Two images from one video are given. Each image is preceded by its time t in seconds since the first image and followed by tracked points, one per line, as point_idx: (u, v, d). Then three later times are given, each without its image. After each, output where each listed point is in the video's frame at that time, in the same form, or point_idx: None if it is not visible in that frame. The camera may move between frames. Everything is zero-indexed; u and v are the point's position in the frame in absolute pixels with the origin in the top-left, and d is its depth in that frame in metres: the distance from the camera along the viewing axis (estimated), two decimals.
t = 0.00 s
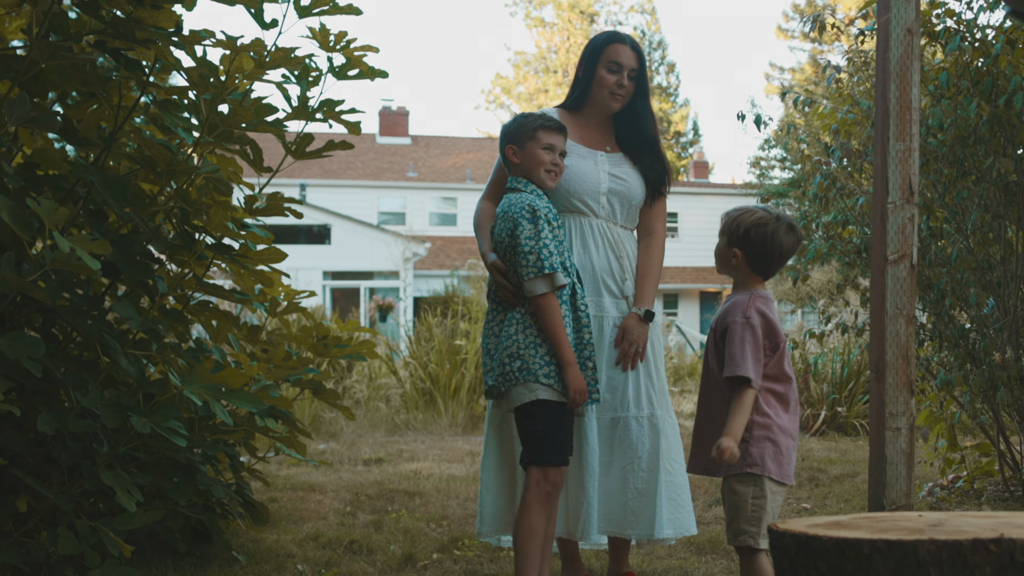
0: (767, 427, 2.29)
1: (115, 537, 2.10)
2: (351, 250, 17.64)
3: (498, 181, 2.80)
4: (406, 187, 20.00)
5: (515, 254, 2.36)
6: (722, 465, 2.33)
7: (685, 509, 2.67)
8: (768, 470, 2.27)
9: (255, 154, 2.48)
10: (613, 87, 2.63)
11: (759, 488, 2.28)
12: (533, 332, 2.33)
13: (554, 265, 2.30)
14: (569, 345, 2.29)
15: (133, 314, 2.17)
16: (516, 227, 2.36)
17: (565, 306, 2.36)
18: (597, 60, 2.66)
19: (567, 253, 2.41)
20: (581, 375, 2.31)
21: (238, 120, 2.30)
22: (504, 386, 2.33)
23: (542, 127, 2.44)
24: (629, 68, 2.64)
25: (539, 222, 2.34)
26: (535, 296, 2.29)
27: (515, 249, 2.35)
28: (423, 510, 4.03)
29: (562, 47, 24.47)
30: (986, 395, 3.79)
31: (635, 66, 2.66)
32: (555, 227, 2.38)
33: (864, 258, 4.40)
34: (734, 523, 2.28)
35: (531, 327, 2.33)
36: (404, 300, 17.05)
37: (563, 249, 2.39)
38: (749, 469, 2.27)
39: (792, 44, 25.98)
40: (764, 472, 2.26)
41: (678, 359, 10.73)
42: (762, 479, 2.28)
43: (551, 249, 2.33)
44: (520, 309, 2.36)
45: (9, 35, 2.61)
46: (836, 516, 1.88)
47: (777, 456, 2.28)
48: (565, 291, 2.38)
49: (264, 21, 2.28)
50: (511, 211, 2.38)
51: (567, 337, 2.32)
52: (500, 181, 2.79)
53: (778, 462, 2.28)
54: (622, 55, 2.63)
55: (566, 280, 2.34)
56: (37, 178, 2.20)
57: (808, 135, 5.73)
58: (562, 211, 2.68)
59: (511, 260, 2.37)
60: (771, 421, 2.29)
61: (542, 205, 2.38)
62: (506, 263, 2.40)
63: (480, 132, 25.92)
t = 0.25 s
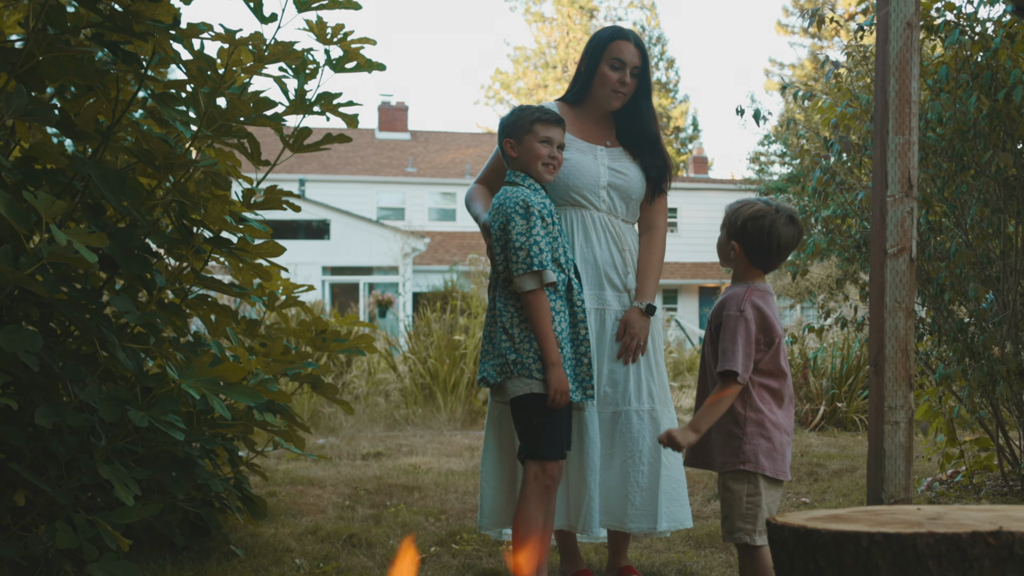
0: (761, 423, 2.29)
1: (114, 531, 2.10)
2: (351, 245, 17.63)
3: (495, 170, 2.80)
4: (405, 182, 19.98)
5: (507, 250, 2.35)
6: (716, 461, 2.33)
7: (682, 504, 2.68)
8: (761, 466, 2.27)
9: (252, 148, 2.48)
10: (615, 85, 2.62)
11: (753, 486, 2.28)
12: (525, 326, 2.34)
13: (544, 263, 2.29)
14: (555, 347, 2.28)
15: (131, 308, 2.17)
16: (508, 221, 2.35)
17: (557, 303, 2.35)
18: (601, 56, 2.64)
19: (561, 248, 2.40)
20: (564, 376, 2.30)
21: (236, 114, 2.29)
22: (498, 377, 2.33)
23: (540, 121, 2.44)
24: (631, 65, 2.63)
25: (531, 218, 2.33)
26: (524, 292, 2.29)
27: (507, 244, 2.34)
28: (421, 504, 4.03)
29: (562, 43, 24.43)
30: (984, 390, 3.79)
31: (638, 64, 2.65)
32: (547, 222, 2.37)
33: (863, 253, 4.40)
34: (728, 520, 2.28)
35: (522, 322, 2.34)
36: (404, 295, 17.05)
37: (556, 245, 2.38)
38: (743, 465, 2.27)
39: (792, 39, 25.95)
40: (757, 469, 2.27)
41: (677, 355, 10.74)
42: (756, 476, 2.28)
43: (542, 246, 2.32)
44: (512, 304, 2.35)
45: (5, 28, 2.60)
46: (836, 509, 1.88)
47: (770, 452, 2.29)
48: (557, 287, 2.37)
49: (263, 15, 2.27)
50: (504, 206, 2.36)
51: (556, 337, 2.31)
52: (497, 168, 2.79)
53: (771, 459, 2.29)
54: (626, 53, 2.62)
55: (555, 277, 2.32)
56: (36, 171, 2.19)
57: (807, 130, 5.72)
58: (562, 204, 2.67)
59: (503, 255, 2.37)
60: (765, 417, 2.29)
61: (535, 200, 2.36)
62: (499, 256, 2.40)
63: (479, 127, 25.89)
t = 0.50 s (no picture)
0: (759, 422, 2.29)
1: (113, 525, 2.10)
2: (350, 240, 17.62)
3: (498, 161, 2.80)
4: (405, 177, 19.96)
5: (502, 246, 2.36)
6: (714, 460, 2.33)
7: (679, 498, 2.69)
8: (760, 465, 2.27)
9: (251, 142, 2.47)
10: (618, 84, 2.60)
11: (752, 484, 2.27)
12: (521, 324, 2.33)
13: (538, 260, 2.29)
14: (552, 342, 2.28)
15: (130, 303, 2.16)
16: (505, 217, 2.36)
17: (552, 300, 2.35)
18: (606, 53, 2.62)
19: (557, 245, 2.40)
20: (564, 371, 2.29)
21: (235, 108, 2.28)
22: (496, 375, 2.34)
23: (538, 117, 2.43)
24: (635, 65, 2.60)
25: (527, 214, 2.33)
26: (517, 289, 2.30)
27: (503, 240, 2.35)
28: (421, 499, 4.03)
29: (562, 37, 24.38)
30: (984, 385, 3.79)
31: (642, 63, 2.62)
32: (545, 219, 2.37)
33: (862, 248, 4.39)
34: (727, 519, 2.28)
35: (519, 319, 2.33)
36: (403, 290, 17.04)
37: (552, 242, 2.38)
38: (741, 465, 2.27)
39: (792, 34, 25.89)
40: (756, 467, 2.26)
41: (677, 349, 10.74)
42: (755, 475, 2.28)
43: (537, 243, 2.32)
44: (508, 301, 2.35)
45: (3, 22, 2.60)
46: (835, 504, 1.88)
47: (770, 450, 2.28)
48: (553, 285, 2.36)
49: (262, 9, 2.26)
50: (502, 201, 2.38)
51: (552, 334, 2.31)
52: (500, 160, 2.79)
53: (770, 458, 2.28)
54: (630, 52, 2.59)
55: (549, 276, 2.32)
56: (35, 166, 2.18)
57: (807, 125, 5.71)
58: (562, 199, 2.67)
59: (500, 251, 2.37)
60: (764, 415, 2.29)
61: (533, 197, 2.37)
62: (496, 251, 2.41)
63: (479, 122, 25.85)
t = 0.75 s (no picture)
0: (769, 417, 2.28)
1: (111, 519, 2.09)
2: (349, 236, 17.61)
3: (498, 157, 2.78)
4: (404, 172, 19.94)
5: (500, 244, 2.35)
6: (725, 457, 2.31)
7: (677, 492, 2.69)
8: (772, 461, 2.25)
9: (248, 135, 2.46)
10: (618, 80, 2.59)
11: (764, 480, 2.26)
12: (521, 322, 2.32)
13: (537, 255, 2.28)
14: (553, 336, 2.27)
15: (128, 296, 2.15)
16: (501, 215, 2.35)
17: (551, 294, 2.35)
18: (606, 48, 2.61)
19: (554, 240, 2.40)
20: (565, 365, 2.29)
21: (233, 101, 2.27)
22: (497, 376, 2.32)
23: (535, 111, 2.42)
24: (636, 60, 2.59)
25: (523, 211, 2.33)
26: (518, 286, 2.29)
27: (500, 239, 2.34)
28: (419, 494, 4.03)
29: (561, 33, 24.33)
30: (983, 379, 3.78)
31: (643, 59, 2.61)
32: (540, 215, 2.37)
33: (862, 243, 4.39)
34: (741, 516, 2.26)
35: (519, 316, 2.33)
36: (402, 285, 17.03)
37: (549, 237, 2.38)
38: (753, 461, 2.25)
39: (791, 30, 25.85)
40: (768, 464, 2.25)
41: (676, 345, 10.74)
42: (767, 471, 2.26)
43: (534, 239, 2.31)
44: (507, 298, 2.34)
45: None
46: (834, 497, 1.87)
47: (781, 446, 2.26)
48: (551, 280, 2.36)
49: (260, 2, 2.25)
50: (497, 199, 2.37)
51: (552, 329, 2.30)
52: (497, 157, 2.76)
53: (782, 453, 2.26)
54: (631, 48, 2.58)
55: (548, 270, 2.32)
56: (32, 160, 2.17)
57: (807, 120, 5.70)
58: (562, 193, 2.67)
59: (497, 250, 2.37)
60: (773, 410, 2.28)
61: (527, 193, 2.37)
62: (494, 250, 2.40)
63: (478, 118, 25.83)
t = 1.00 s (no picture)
0: (764, 408, 2.28)
1: (110, 513, 2.09)
2: (349, 230, 17.60)
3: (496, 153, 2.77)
4: (403, 166, 19.92)
5: (492, 241, 2.36)
6: (719, 448, 2.30)
7: (677, 486, 2.70)
8: (767, 453, 2.25)
9: (247, 130, 2.45)
10: (615, 69, 2.58)
11: (760, 473, 2.26)
12: (516, 316, 2.33)
13: (525, 252, 2.28)
14: (545, 332, 2.27)
15: (128, 290, 2.15)
16: (491, 212, 2.36)
17: (545, 289, 2.35)
18: (603, 38, 2.61)
19: (549, 234, 2.39)
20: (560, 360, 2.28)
21: (232, 95, 2.26)
22: (495, 368, 2.34)
23: (528, 107, 2.41)
24: (632, 49, 2.58)
25: (512, 208, 2.32)
26: (507, 282, 2.30)
27: (491, 236, 2.35)
28: (419, 487, 4.04)
29: (560, 27, 24.27)
30: (982, 373, 3.78)
31: (639, 48, 2.60)
32: (530, 211, 2.35)
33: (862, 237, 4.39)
34: (738, 509, 2.25)
35: (513, 311, 2.33)
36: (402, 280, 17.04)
37: (542, 232, 2.37)
38: (749, 453, 2.25)
39: (791, 24, 25.80)
40: (763, 455, 2.24)
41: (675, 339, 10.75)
42: (762, 463, 2.26)
43: (524, 235, 2.31)
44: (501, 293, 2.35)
45: None
46: (833, 491, 1.88)
47: (775, 437, 2.26)
48: (545, 275, 2.36)
49: None
50: (488, 196, 2.37)
51: (546, 324, 2.30)
52: (495, 152, 2.75)
53: (776, 445, 2.26)
54: (626, 36, 2.57)
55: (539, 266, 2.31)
56: (31, 154, 2.17)
57: (806, 113, 5.68)
58: (560, 188, 2.67)
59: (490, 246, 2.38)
60: (768, 401, 2.28)
61: (517, 189, 2.36)
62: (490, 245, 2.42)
63: (478, 112, 25.79)
